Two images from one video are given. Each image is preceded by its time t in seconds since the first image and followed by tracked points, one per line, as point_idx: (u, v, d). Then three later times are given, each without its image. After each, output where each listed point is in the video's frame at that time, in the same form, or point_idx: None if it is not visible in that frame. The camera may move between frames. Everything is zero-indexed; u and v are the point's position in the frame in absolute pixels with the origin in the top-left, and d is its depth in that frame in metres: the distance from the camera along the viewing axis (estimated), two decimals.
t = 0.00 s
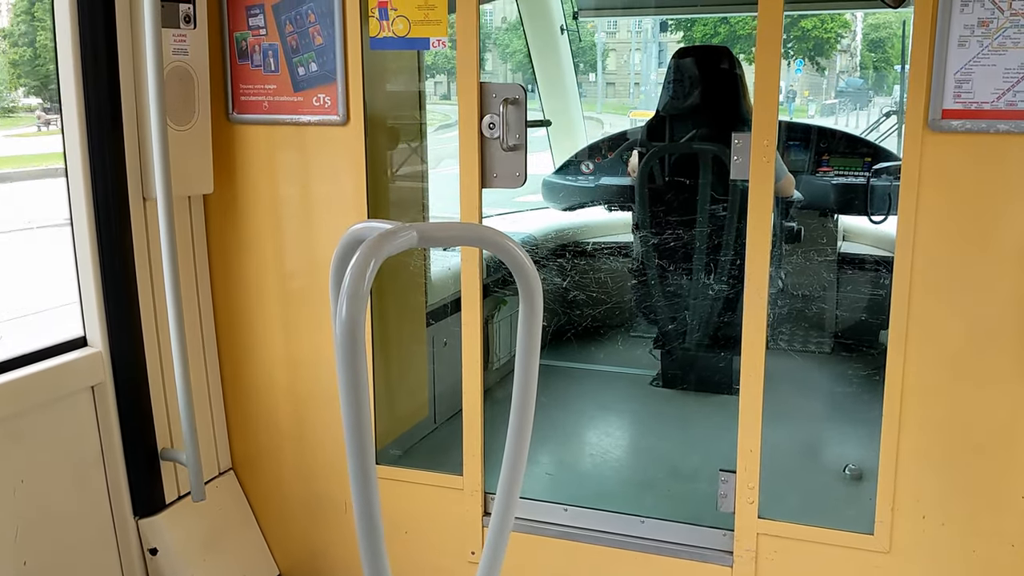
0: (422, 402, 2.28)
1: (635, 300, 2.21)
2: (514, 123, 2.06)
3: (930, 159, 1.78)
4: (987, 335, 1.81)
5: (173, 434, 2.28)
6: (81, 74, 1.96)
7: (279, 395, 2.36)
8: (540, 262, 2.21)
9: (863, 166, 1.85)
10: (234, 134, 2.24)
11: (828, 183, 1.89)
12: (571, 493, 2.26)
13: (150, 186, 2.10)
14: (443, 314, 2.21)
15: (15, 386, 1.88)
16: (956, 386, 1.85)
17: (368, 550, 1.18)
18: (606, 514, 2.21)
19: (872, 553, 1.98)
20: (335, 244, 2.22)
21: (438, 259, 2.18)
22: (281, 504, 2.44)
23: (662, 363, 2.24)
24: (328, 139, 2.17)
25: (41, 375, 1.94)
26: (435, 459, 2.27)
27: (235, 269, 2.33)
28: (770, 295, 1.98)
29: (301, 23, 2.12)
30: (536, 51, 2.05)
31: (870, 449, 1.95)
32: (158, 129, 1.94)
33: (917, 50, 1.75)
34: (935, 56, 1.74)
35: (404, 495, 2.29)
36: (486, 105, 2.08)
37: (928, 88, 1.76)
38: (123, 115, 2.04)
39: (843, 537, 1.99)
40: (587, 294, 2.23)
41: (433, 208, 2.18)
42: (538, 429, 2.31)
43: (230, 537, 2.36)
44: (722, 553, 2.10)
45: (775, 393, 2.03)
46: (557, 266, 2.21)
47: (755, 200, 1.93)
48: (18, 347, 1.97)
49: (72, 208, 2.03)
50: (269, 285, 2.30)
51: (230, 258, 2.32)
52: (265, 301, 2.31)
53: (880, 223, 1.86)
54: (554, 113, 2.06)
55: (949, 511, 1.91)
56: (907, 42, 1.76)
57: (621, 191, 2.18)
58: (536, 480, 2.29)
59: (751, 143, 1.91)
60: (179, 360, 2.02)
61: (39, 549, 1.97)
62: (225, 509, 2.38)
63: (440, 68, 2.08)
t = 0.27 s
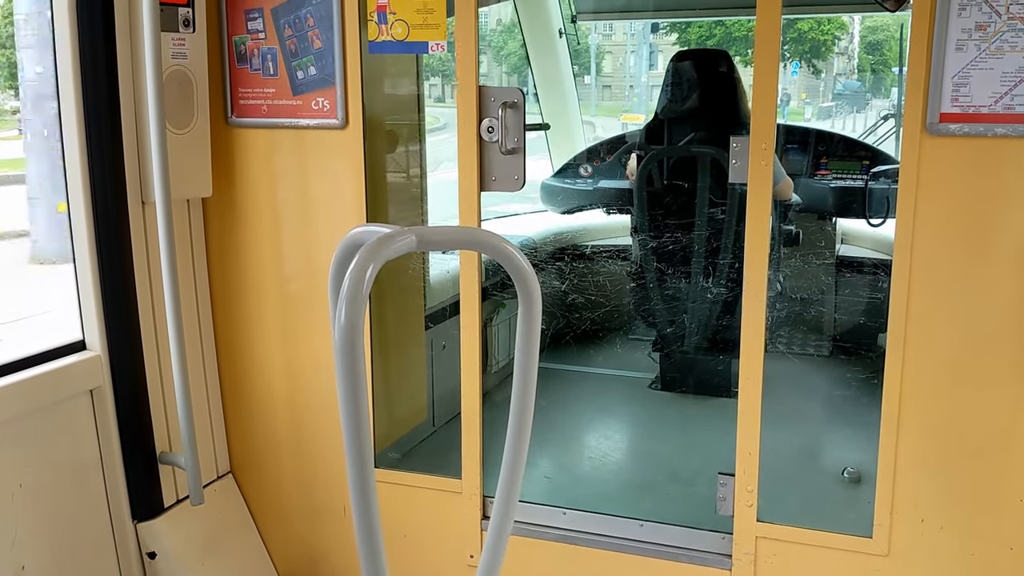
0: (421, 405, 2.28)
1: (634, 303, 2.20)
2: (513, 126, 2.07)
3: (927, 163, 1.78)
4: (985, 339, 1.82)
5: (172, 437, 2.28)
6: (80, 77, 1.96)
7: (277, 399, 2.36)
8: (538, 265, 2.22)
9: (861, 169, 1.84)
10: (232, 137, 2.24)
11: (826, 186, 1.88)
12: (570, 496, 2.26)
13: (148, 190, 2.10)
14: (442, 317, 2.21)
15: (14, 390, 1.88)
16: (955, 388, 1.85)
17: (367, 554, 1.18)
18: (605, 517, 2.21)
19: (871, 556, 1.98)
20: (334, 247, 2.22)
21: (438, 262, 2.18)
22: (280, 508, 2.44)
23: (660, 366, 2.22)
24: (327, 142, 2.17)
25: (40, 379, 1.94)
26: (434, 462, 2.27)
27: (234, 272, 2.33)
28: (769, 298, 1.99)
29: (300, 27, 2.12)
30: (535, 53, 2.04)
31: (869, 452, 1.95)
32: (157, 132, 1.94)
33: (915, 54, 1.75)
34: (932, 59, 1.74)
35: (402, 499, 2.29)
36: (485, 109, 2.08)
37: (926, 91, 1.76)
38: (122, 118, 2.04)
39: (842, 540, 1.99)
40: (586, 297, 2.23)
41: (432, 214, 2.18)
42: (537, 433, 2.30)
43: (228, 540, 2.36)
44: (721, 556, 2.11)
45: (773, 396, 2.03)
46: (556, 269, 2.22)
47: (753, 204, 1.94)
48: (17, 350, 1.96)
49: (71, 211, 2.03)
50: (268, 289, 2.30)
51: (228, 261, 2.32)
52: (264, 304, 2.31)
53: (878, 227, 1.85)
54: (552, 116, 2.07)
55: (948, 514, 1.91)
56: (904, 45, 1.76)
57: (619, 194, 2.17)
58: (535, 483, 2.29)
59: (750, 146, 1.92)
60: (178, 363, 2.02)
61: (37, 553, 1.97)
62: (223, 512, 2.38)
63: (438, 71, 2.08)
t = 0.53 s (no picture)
0: (418, 409, 2.28)
1: (631, 308, 2.20)
2: (510, 131, 2.07)
3: (925, 167, 1.78)
4: (982, 343, 1.82)
5: (169, 442, 2.28)
6: (78, 83, 1.96)
7: (275, 403, 2.36)
8: (536, 269, 2.21)
9: (859, 173, 1.85)
10: (230, 142, 2.24)
11: (824, 190, 1.89)
12: (568, 501, 2.26)
13: (145, 195, 2.10)
14: (439, 321, 2.21)
15: (11, 396, 1.88)
16: (952, 393, 1.85)
17: (365, 559, 1.18)
18: (602, 522, 2.21)
19: (869, 560, 1.98)
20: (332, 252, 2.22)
21: (435, 266, 2.18)
22: (277, 513, 2.43)
23: (658, 370, 2.22)
24: (324, 147, 2.17)
25: (37, 384, 1.93)
26: (432, 466, 2.27)
27: (232, 276, 2.32)
28: (766, 302, 1.99)
29: (297, 31, 2.12)
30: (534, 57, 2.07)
31: (866, 456, 1.95)
32: (154, 138, 1.94)
33: (912, 58, 1.76)
34: (929, 63, 1.75)
35: (400, 503, 2.29)
36: (483, 113, 2.08)
37: (924, 95, 1.76)
38: (120, 123, 2.04)
39: (840, 545, 1.99)
40: (584, 301, 2.23)
41: (429, 219, 2.18)
42: (535, 436, 2.30)
43: (226, 545, 2.36)
44: (719, 561, 2.11)
45: (771, 401, 2.03)
46: (554, 273, 2.21)
47: (750, 208, 1.94)
48: (14, 356, 1.96)
49: (69, 216, 2.03)
50: (266, 293, 2.30)
51: (226, 265, 2.32)
52: (261, 309, 2.31)
53: (876, 230, 1.85)
54: (550, 120, 2.08)
55: (946, 518, 1.91)
56: (902, 48, 1.77)
57: (617, 199, 2.17)
58: (533, 488, 2.29)
59: (748, 150, 1.92)
60: (175, 369, 2.01)
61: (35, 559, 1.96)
62: (221, 517, 2.38)
63: (436, 75, 2.08)
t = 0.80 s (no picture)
0: (418, 414, 2.28)
1: (631, 312, 2.22)
2: (510, 137, 2.07)
3: (924, 172, 1.79)
4: (981, 348, 1.82)
5: (168, 447, 2.27)
6: (77, 88, 1.96)
7: (274, 408, 2.35)
8: (536, 274, 2.22)
9: (858, 178, 1.85)
10: (230, 147, 2.24)
11: (822, 196, 1.90)
12: (567, 506, 2.26)
13: (145, 200, 2.10)
14: (438, 326, 2.21)
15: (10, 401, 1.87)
16: (952, 398, 1.85)
17: (365, 564, 1.18)
18: (601, 526, 2.21)
19: (869, 565, 1.98)
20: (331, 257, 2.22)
21: (435, 272, 2.18)
22: (276, 518, 2.43)
23: (657, 375, 2.23)
24: (323, 152, 2.17)
25: (36, 389, 1.93)
26: (431, 472, 2.27)
27: (231, 281, 2.32)
28: (766, 307, 1.99)
29: (297, 37, 2.13)
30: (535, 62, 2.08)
31: (866, 461, 1.95)
32: (154, 143, 1.94)
33: (910, 63, 1.76)
34: (928, 69, 1.75)
35: (400, 509, 2.29)
36: (482, 119, 2.08)
37: (922, 100, 1.76)
38: (120, 129, 2.04)
39: (840, 550, 1.98)
40: (583, 306, 2.23)
41: (429, 225, 2.19)
42: (534, 441, 2.31)
43: (225, 551, 2.35)
44: (718, 566, 2.10)
45: (770, 406, 2.03)
46: (553, 278, 2.22)
47: (750, 213, 1.93)
48: (13, 361, 1.96)
49: (68, 222, 2.03)
50: (265, 298, 2.30)
51: (225, 270, 2.32)
52: (261, 314, 2.31)
53: (875, 235, 1.86)
54: (550, 125, 2.09)
55: (945, 523, 1.91)
56: (900, 52, 1.77)
57: (616, 204, 2.18)
58: (532, 493, 2.28)
59: (746, 156, 1.92)
60: (174, 374, 2.01)
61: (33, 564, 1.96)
62: (220, 522, 2.38)
63: (435, 81, 2.09)
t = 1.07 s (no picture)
0: (417, 418, 2.28)
1: (630, 316, 2.21)
2: (508, 140, 2.08)
3: (922, 176, 1.79)
4: (980, 351, 1.82)
5: (167, 450, 2.27)
6: (77, 92, 1.96)
7: (274, 411, 2.35)
8: (535, 278, 2.22)
9: (856, 182, 1.86)
10: (229, 151, 2.24)
11: (821, 199, 1.90)
12: (567, 509, 2.26)
13: (145, 204, 2.11)
14: (437, 330, 2.21)
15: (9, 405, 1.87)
16: (951, 402, 1.85)
17: (363, 567, 1.18)
18: (601, 530, 2.20)
19: (868, 568, 1.98)
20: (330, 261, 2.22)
21: (434, 275, 2.18)
22: (276, 521, 2.43)
23: (657, 378, 2.24)
24: (322, 156, 2.17)
25: (35, 393, 1.93)
26: (430, 475, 2.27)
27: (230, 284, 2.32)
28: (765, 310, 1.99)
29: (296, 41, 2.13)
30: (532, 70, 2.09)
31: (865, 465, 1.96)
32: (153, 147, 1.94)
33: (908, 67, 1.77)
34: (926, 73, 1.75)
35: (399, 512, 2.29)
36: (481, 123, 2.08)
37: (921, 103, 1.77)
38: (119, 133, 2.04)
39: (839, 553, 1.99)
40: (582, 310, 2.23)
41: (428, 229, 2.19)
42: (533, 444, 2.30)
43: (224, 554, 2.35)
44: (718, 569, 2.10)
45: (769, 409, 2.03)
46: (552, 282, 2.22)
47: (748, 217, 1.93)
48: (11, 364, 1.96)
49: (67, 225, 2.04)
50: (264, 301, 2.30)
51: (224, 274, 2.32)
52: (260, 318, 2.31)
53: (873, 239, 1.86)
54: (549, 129, 2.09)
55: (944, 526, 1.91)
56: (899, 55, 1.77)
57: (615, 207, 2.17)
58: (532, 497, 2.28)
59: (745, 160, 1.92)
60: (173, 377, 2.01)
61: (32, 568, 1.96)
62: (219, 526, 2.37)
63: (434, 84, 2.09)
